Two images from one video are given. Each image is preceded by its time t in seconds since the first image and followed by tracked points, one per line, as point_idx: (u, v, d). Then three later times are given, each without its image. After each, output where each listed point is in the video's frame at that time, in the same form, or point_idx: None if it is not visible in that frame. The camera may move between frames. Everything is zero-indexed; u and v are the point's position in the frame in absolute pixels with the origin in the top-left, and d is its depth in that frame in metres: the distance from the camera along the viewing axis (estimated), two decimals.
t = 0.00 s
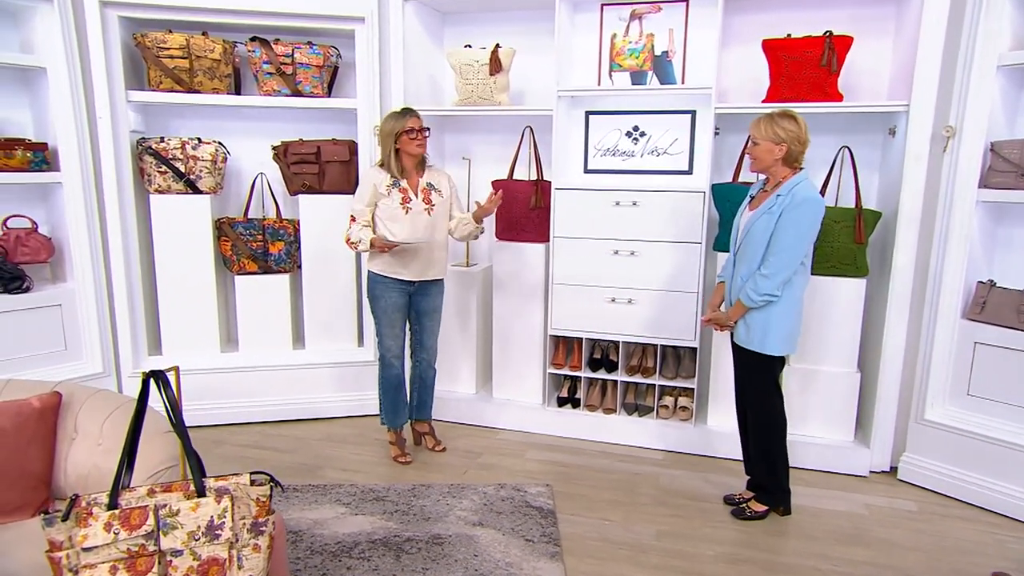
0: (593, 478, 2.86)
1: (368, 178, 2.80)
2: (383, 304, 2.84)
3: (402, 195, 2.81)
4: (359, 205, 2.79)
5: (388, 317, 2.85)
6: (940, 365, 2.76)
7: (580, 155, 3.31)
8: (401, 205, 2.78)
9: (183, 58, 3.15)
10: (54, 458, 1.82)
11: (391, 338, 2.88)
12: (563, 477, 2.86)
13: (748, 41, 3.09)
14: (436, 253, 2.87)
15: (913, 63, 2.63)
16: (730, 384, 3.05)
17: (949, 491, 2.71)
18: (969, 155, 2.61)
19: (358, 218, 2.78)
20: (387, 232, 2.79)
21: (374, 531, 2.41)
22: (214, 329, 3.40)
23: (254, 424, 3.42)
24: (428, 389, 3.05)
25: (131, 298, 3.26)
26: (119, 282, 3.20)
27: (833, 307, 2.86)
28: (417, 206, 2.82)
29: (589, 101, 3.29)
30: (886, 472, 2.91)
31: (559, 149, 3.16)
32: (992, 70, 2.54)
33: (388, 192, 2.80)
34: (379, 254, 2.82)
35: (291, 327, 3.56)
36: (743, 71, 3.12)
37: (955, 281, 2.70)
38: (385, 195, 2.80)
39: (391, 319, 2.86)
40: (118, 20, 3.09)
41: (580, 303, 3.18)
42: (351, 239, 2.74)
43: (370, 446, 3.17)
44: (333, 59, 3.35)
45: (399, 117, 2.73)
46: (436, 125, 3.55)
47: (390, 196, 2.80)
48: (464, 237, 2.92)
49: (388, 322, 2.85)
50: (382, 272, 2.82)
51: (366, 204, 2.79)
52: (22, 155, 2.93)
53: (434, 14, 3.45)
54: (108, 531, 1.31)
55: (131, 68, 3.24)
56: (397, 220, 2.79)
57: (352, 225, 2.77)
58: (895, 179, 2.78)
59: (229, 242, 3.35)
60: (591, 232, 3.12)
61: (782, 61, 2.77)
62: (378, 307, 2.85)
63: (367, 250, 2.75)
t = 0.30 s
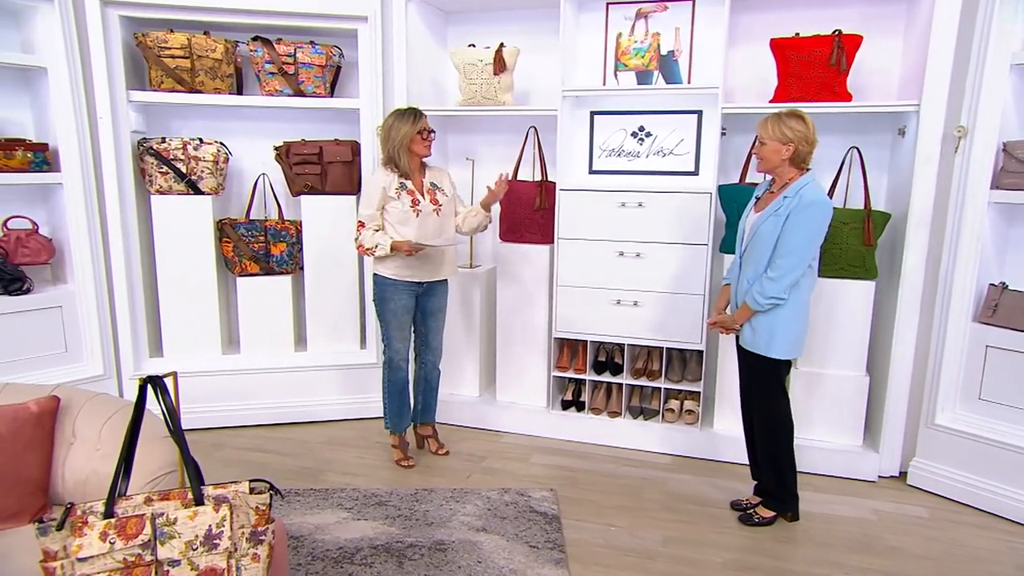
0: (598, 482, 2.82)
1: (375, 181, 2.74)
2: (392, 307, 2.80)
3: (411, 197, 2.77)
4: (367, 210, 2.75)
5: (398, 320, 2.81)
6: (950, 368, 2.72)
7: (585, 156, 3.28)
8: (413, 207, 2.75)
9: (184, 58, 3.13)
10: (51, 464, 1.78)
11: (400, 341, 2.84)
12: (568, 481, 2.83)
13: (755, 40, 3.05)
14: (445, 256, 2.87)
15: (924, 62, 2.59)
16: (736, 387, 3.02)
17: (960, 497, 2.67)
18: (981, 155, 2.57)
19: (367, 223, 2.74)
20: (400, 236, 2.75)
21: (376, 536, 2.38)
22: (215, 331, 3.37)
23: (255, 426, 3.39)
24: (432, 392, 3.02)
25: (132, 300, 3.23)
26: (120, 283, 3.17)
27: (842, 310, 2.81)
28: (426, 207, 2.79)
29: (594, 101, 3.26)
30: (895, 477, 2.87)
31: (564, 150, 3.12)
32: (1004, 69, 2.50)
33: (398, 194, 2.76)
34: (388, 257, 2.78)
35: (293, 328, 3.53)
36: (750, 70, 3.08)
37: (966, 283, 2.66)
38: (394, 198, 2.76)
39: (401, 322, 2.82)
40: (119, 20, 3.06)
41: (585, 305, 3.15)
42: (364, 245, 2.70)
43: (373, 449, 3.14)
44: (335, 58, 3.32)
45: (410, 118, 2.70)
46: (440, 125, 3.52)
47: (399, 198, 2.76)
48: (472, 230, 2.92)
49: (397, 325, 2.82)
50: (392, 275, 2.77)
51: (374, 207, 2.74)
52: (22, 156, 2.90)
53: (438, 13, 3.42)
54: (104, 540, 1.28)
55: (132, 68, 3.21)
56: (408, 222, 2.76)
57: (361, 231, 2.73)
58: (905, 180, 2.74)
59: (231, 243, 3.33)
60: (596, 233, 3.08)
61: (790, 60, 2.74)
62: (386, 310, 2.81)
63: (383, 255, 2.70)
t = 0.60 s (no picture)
0: (599, 487, 2.79)
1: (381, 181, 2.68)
2: (398, 309, 2.75)
3: (417, 196, 2.74)
4: (374, 210, 2.68)
5: (402, 322, 2.77)
6: (956, 372, 2.68)
7: (586, 156, 3.24)
8: (421, 206, 2.73)
9: (181, 56, 3.10)
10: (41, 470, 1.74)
11: (403, 343, 2.80)
12: (568, 486, 2.79)
13: (759, 39, 3.01)
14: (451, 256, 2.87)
15: (931, 60, 2.55)
16: (739, 390, 2.98)
17: (965, 502, 2.63)
18: (989, 155, 2.54)
19: (375, 224, 2.68)
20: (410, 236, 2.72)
21: (374, 542, 2.34)
22: (213, 333, 3.34)
23: (253, 429, 3.36)
24: (432, 394, 2.99)
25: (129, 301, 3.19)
26: (116, 284, 3.14)
27: (847, 312, 2.78)
28: (431, 205, 2.78)
29: (595, 101, 3.22)
30: (900, 481, 2.83)
31: (565, 149, 3.09)
32: (1012, 68, 2.46)
33: (403, 194, 2.72)
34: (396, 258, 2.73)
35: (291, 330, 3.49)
36: (753, 70, 3.05)
37: (973, 285, 2.62)
38: (400, 197, 2.72)
39: (405, 324, 2.78)
40: (114, 18, 3.03)
41: (586, 307, 3.11)
42: (376, 246, 2.65)
43: (371, 452, 3.10)
44: (334, 58, 3.29)
45: (411, 118, 2.66)
46: (439, 125, 3.49)
47: (405, 198, 2.72)
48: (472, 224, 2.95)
49: (402, 327, 2.77)
50: (398, 276, 2.73)
51: (381, 208, 2.68)
52: (17, 156, 2.87)
53: (437, 12, 3.39)
54: (92, 550, 1.25)
55: (128, 67, 3.18)
56: (415, 221, 2.74)
57: (370, 232, 2.67)
58: (910, 181, 2.71)
59: (229, 244, 3.29)
60: (598, 234, 3.05)
61: (794, 59, 2.70)
62: (390, 312, 2.76)
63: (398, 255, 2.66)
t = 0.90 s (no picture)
0: (599, 490, 2.76)
1: (378, 181, 2.64)
2: (397, 310, 2.71)
3: (414, 197, 2.71)
4: (372, 211, 2.63)
5: (402, 323, 2.73)
6: (961, 374, 2.65)
7: (586, 155, 3.21)
8: (420, 208, 2.70)
9: (177, 55, 3.06)
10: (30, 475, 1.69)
11: (402, 345, 2.76)
12: (568, 489, 2.76)
13: (761, 37, 2.98)
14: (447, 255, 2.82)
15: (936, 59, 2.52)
16: (740, 392, 2.95)
17: (970, 506, 2.60)
18: (994, 155, 2.50)
19: (374, 225, 2.62)
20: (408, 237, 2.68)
21: (370, 547, 2.31)
22: (210, 334, 3.31)
23: (250, 431, 3.32)
24: (430, 396, 2.95)
25: (124, 302, 3.16)
26: (112, 285, 3.11)
27: (851, 313, 2.74)
28: (429, 206, 2.76)
29: (595, 100, 3.19)
30: (904, 485, 2.79)
31: (565, 149, 3.05)
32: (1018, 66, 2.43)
33: (401, 195, 2.68)
34: (393, 260, 2.68)
35: (289, 331, 3.46)
36: (754, 68, 3.01)
37: (978, 286, 2.59)
38: (399, 198, 2.68)
39: (404, 325, 2.74)
40: (109, 16, 2.99)
41: (586, 308, 3.08)
42: (373, 248, 2.59)
43: (369, 455, 3.07)
44: (331, 56, 3.26)
45: (411, 118, 2.62)
46: (438, 125, 3.46)
47: (403, 198, 2.69)
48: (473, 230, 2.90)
49: (401, 328, 2.73)
50: (397, 278, 2.69)
51: (380, 209, 2.62)
52: (10, 156, 2.84)
53: (436, 10, 3.36)
54: (77, 560, 1.21)
55: (123, 65, 3.15)
56: (414, 222, 2.71)
57: (368, 233, 2.61)
58: (914, 181, 2.68)
59: (225, 244, 3.26)
60: (598, 235, 3.01)
61: (797, 58, 2.67)
62: (389, 314, 2.72)
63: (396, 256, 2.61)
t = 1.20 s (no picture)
0: (598, 494, 2.73)
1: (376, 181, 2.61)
2: (393, 312, 2.68)
3: (412, 197, 2.69)
4: (370, 211, 2.60)
5: (398, 325, 2.70)
6: (964, 377, 2.62)
7: (586, 155, 3.19)
8: (417, 207, 2.67)
9: (172, 54, 3.03)
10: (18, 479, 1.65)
11: (399, 347, 2.73)
12: (567, 493, 2.73)
13: (762, 36, 2.95)
14: (445, 254, 2.78)
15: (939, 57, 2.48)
16: (740, 394, 2.92)
17: (974, 510, 2.56)
18: (998, 154, 2.47)
19: (372, 225, 2.58)
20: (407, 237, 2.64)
21: (366, 552, 2.28)
22: (205, 336, 3.28)
23: (246, 434, 3.29)
24: (428, 399, 2.92)
25: (119, 304, 3.13)
26: (107, 286, 3.08)
27: (853, 315, 2.71)
28: (427, 206, 2.73)
29: (594, 99, 3.16)
30: (906, 488, 2.76)
31: (564, 149, 3.02)
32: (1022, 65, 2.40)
33: (399, 194, 2.65)
34: (392, 261, 2.65)
35: (285, 332, 3.44)
36: (755, 68, 2.98)
37: (981, 288, 2.56)
38: (396, 198, 2.65)
39: (401, 327, 2.71)
40: (103, 14, 2.96)
41: (585, 309, 3.05)
42: (372, 247, 2.55)
43: (366, 457, 3.04)
44: (328, 55, 3.22)
45: (411, 118, 2.58)
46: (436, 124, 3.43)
47: (401, 198, 2.66)
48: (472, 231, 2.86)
49: (398, 330, 2.70)
50: (394, 279, 2.66)
51: (377, 208, 2.59)
52: (3, 155, 2.81)
53: (434, 9, 3.33)
54: (61, 570, 1.19)
55: (118, 64, 3.12)
56: (411, 222, 2.68)
57: (366, 233, 2.57)
58: (917, 181, 2.64)
59: (221, 245, 3.23)
60: (597, 235, 2.99)
61: (798, 57, 2.64)
62: (385, 315, 2.69)
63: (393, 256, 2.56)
